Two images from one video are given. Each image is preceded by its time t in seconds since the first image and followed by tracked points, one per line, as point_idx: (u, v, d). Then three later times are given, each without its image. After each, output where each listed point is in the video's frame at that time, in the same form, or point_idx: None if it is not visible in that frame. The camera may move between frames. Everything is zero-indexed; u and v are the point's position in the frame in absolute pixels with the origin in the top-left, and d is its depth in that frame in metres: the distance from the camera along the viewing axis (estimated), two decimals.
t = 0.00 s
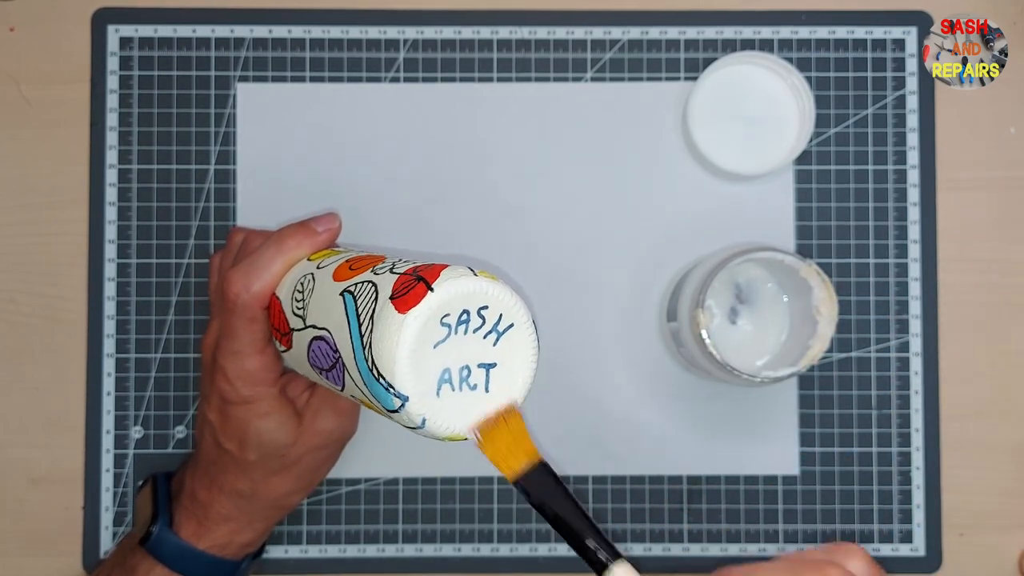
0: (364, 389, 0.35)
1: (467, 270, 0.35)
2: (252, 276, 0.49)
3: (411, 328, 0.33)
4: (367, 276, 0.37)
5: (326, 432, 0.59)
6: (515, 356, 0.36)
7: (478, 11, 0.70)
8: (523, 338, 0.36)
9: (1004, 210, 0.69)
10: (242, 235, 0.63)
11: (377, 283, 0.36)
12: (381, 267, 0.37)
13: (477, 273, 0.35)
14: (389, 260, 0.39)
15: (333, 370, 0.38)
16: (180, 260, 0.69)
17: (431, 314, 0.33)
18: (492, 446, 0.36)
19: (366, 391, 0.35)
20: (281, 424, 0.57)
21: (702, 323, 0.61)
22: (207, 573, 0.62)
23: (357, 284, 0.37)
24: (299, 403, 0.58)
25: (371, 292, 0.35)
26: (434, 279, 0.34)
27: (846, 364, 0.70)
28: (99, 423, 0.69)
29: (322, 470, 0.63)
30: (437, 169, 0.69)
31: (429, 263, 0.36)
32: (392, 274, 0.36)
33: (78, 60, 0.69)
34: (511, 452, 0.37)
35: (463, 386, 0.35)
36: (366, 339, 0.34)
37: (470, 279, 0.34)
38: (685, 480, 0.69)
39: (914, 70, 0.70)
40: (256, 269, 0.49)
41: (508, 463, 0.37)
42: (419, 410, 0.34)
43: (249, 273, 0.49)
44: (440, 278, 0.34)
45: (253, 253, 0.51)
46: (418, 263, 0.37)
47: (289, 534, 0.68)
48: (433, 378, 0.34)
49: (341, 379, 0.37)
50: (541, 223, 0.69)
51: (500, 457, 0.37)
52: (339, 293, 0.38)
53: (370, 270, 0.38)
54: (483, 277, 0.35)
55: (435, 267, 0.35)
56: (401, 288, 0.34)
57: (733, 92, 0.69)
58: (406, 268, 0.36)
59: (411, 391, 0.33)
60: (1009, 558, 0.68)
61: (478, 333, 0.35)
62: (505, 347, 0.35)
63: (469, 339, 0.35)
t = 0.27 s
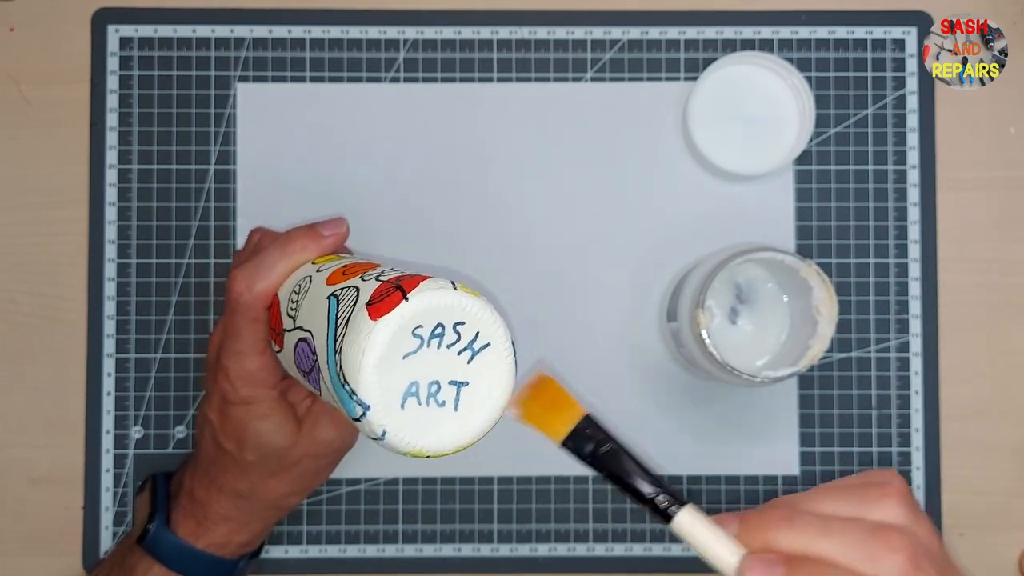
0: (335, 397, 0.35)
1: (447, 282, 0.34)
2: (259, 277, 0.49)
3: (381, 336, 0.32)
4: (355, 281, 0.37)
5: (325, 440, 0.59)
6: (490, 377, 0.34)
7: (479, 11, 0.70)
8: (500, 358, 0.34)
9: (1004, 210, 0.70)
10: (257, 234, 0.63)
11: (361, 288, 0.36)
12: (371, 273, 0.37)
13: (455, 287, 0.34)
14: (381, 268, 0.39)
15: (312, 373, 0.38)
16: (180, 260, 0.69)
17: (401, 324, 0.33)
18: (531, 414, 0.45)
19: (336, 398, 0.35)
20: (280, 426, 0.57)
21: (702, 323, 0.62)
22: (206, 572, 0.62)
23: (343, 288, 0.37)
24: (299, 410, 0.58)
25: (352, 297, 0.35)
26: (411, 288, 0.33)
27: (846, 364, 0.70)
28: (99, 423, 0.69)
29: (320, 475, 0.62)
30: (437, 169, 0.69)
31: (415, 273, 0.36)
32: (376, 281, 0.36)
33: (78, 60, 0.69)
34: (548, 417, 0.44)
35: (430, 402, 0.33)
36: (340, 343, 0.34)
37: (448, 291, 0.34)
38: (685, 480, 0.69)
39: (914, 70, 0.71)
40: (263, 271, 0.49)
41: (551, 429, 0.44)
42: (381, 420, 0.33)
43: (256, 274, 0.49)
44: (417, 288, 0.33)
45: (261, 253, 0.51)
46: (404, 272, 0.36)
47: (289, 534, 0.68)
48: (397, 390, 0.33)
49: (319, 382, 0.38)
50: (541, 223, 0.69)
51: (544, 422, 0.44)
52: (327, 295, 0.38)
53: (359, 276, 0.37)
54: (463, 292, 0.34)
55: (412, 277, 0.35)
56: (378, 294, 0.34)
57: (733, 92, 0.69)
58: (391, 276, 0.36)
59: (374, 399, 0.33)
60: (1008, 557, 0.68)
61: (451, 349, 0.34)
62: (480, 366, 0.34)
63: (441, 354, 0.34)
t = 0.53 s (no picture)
0: (320, 401, 0.35)
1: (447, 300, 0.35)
2: (274, 277, 0.49)
3: (370, 346, 0.33)
4: (359, 289, 0.37)
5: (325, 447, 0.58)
6: (479, 401, 0.34)
7: (479, 11, 0.70)
8: (491, 382, 0.34)
9: (1003, 209, 0.70)
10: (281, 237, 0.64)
11: (362, 298, 0.36)
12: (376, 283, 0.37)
13: (455, 307, 0.34)
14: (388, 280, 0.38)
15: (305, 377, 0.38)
16: (180, 260, 0.69)
17: (395, 338, 0.33)
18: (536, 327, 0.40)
19: (323, 403, 0.35)
20: (280, 427, 0.57)
21: (702, 323, 0.62)
22: (200, 569, 0.61)
23: (346, 296, 0.37)
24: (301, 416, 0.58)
25: (352, 305, 0.35)
26: (407, 302, 0.34)
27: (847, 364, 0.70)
28: (99, 422, 0.69)
29: (317, 480, 0.62)
30: (437, 170, 0.69)
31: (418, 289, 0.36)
32: (378, 292, 0.36)
33: (78, 60, 0.69)
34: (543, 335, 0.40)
35: (415, 419, 0.33)
36: (331, 350, 0.35)
37: (446, 310, 0.34)
38: (685, 480, 0.69)
39: (914, 70, 0.71)
40: (278, 272, 0.49)
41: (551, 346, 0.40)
42: (362, 430, 0.33)
43: (272, 274, 0.49)
44: (413, 303, 0.34)
45: (278, 256, 0.51)
46: (407, 286, 0.36)
47: (289, 534, 0.68)
48: (381, 401, 0.33)
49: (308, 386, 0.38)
50: (541, 224, 0.69)
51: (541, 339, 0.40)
52: (330, 301, 0.38)
53: (366, 285, 0.37)
54: (462, 311, 0.34)
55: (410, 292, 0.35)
56: (375, 305, 0.34)
57: (734, 92, 0.69)
58: (393, 289, 0.36)
59: (357, 409, 0.33)
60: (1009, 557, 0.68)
61: (443, 368, 0.34)
62: (469, 388, 0.34)
63: (431, 372, 0.34)
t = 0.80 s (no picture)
0: (328, 413, 0.35)
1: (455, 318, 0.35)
2: (283, 280, 0.49)
3: (378, 363, 0.33)
4: (368, 301, 0.37)
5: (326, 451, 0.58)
6: (484, 420, 0.34)
7: (478, 11, 0.70)
8: (498, 402, 0.34)
9: (1003, 209, 0.70)
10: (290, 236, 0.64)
11: (371, 311, 0.36)
12: (386, 295, 0.37)
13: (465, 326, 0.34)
14: (398, 292, 0.38)
15: (311, 386, 0.38)
16: (180, 260, 0.69)
17: (403, 355, 0.33)
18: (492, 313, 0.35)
19: (330, 415, 0.35)
20: (281, 429, 0.57)
21: (702, 322, 0.63)
22: (197, 569, 0.61)
23: (355, 307, 0.37)
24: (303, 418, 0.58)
25: (361, 318, 0.35)
26: (417, 319, 0.34)
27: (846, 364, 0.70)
28: (99, 422, 0.69)
29: (316, 483, 0.62)
30: (437, 170, 0.69)
31: (429, 305, 0.36)
32: (387, 305, 0.36)
33: (78, 60, 0.69)
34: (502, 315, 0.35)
35: (420, 436, 0.33)
36: (339, 363, 0.35)
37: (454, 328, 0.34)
38: (685, 480, 0.69)
39: (914, 70, 0.70)
40: (287, 275, 0.49)
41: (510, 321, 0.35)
42: (368, 447, 0.33)
43: (281, 277, 0.49)
44: (423, 320, 0.34)
45: (288, 258, 0.51)
46: (417, 301, 0.36)
47: (289, 534, 0.68)
48: (387, 418, 0.33)
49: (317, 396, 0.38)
50: (541, 224, 0.69)
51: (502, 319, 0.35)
52: (340, 311, 0.38)
53: (375, 296, 0.37)
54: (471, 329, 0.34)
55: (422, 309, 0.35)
56: (385, 320, 0.34)
57: (734, 92, 0.69)
58: (403, 303, 0.36)
59: (363, 425, 0.33)
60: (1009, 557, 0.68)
61: (450, 387, 0.33)
62: (476, 408, 0.34)
63: (438, 390, 0.33)
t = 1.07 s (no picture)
0: (337, 418, 0.35)
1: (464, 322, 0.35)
2: (285, 282, 0.49)
3: (390, 368, 0.33)
4: (376, 306, 0.37)
5: (327, 451, 0.59)
6: (494, 425, 0.34)
7: (478, 11, 0.70)
8: (508, 406, 0.34)
9: (1003, 209, 0.70)
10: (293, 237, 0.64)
11: (380, 316, 0.36)
12: (393, 300, 0.37)
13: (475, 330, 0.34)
14: (405, 297, 0.38)
15: (319, 390, 0.38)
16: (180, 260, 0.69)
17: (415, 360, 0.33)
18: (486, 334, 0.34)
19: (340, 421, 0.35)
20: (283, 430, 0.57)
21: (702, 323, 0.62)
22: (195, 568, 0.61)
23: (363, 311, 0.37)
24: (304, 419, 0.58)
25: (370, 322, 0.35)
26: (428, 324, 0.34)
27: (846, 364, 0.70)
28: (99, 422, 0.69)
29: (315, 483, 0.62)
30: (437, 170, 0.69)
31: (438, 309, 0.36)
32: (397, 311, 0.36)
33: (78, 60, 0.69)
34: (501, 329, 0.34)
35: (431, 441, 0.33)
36: (350, 368, 0.34)
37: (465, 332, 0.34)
38: (685, 480, 0.69)
39: (914, 70, 0.70)
40: (289, 277, 0.49)
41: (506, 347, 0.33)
42: (379, 453, 0.33)
43: (283, 279, 0.49)
44: (435, 325, 0.34)
45: (291, 260, 0.51)
46: (426, 305, 0.36)
47: (289, 533, 0.68)
48: (400, 424, 0.33)
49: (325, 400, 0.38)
50: (541, 223, 0.69)
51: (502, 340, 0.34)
52: (347, 316, 0.38)
53: (382, 300, 0.37)
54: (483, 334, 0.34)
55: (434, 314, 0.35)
56: (396, 326, 0.34)
57: (733, 92, 0.69)
58: (412, 308, 0.36)
59: (375, 431, 0.33)
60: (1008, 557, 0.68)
61: (461, 391, 0.34)
62: (487, 412, 0.34)
63: (449, 395, 0.33)
